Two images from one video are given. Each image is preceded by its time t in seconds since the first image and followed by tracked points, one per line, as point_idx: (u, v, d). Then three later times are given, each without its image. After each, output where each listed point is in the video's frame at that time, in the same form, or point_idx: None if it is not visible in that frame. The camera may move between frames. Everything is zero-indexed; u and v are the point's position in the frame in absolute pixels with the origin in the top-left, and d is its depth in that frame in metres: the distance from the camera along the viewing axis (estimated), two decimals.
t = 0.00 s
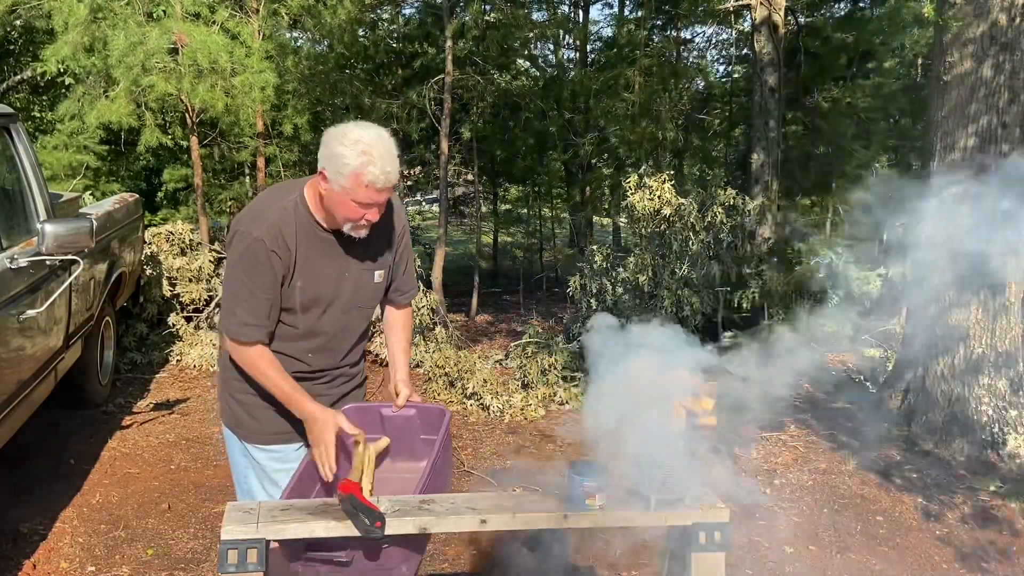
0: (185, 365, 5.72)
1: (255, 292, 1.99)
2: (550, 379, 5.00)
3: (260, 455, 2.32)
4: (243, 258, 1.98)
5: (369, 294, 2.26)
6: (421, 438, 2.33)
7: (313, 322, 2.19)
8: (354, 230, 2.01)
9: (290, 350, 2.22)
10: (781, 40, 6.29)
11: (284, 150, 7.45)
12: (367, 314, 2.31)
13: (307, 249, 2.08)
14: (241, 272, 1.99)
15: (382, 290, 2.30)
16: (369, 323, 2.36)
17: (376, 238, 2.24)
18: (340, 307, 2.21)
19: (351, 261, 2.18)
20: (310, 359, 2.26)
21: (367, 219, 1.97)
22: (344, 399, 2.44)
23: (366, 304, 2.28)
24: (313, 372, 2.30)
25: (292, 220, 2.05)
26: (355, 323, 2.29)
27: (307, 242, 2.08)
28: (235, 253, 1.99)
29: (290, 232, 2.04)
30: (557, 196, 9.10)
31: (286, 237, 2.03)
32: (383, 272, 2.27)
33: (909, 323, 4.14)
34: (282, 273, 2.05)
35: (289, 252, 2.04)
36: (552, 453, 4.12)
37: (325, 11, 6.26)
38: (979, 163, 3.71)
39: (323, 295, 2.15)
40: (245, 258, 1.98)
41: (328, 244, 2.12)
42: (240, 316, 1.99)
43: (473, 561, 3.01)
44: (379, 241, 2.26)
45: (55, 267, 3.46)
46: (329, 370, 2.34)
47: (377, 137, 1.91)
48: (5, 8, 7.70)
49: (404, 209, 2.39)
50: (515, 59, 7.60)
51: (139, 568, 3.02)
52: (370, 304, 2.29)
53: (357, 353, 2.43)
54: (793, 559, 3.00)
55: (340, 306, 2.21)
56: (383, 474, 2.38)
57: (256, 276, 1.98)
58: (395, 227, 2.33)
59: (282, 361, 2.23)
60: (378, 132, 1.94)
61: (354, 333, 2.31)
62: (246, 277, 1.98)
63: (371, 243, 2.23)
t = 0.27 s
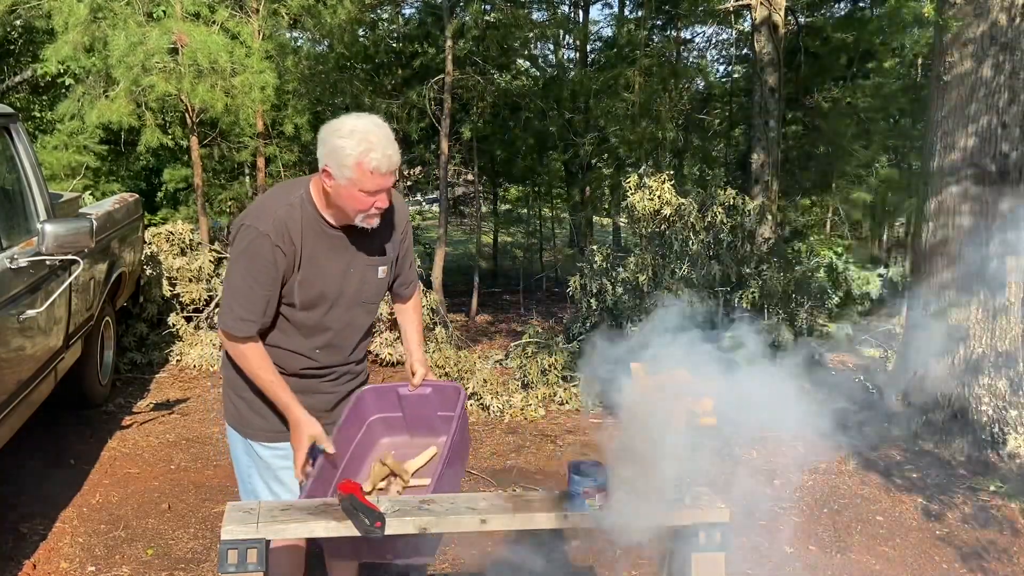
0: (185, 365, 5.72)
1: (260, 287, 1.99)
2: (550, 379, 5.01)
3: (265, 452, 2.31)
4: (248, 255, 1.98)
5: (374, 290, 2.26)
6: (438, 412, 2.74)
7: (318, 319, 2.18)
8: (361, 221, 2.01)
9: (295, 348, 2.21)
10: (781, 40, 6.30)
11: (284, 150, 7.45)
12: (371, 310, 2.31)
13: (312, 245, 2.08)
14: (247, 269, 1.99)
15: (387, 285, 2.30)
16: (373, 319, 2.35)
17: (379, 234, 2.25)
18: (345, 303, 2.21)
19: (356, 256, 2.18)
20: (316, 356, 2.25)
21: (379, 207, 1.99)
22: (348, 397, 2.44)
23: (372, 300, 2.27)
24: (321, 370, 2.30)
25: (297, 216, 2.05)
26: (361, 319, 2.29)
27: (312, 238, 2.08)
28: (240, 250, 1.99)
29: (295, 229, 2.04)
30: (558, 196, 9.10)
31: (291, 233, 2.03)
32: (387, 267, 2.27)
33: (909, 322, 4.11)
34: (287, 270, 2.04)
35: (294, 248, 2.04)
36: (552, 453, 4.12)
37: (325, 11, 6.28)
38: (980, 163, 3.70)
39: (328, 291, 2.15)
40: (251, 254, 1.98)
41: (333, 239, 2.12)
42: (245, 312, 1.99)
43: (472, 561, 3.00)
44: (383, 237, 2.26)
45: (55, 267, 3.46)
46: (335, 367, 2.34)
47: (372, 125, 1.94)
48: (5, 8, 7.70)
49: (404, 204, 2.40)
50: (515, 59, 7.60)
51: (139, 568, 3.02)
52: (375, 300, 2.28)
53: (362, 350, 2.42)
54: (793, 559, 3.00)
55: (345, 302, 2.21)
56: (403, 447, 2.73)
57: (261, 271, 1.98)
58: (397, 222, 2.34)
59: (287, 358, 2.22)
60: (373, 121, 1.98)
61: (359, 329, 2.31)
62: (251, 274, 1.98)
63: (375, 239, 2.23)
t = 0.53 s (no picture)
0: (185, 365, 5.72)
1: (256, 290, 2.00)
2: (550, 379, 5.02)
3: (264, 448, 2.31)
4: (246, 257, 1.99)
5: (372, 289, 2.26)
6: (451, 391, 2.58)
7: (317, 318, 2.19)
8: (346, 225, 2.01)
9: (295, 348, 2.21)
10: (781, 41, 6.33)
11: (284, 151, 7.46)
12: (371, 308, 2.31)
13: (309, 247, 2.08)
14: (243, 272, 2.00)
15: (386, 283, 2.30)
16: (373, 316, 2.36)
17: (376, 232, 2.25)
18: (344, 302, 2.21)
19: (354, 256, 2.19)
20: (316, 355, 2.26)
21: (359, 214, 1.98)
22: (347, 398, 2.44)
23: (371, 298, 2.28)
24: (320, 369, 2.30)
25: (293, 218, 2.05)
26: (359, 318, 2.29)
27: (308, 239, 2.08)
28: (238, 253, 2.00)
29: (290, 231, 2.04)
30: (557, 196, 9.10)
31: (287, 235, 2.03)
32: (386, 265, 2.28)
33: (909, 322, 4.08)
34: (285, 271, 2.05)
35: (290, 250, 2.04)
36: (552, 454, 4.12)
37: (325, 11, 6.28)
38: (979, 163, 3.70)
39: (326, 291, 2.16)
40: (248, 256, 1.99)
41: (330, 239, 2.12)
42: (243, 314, 2.00)
43: (471, 561, 2.98)
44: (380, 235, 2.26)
45: (55, 267, 3.46)
46: (334, 366, 2.34)
47: (357, 130, 1.93)
48: (5, 8, 7.71)
49: (402, 200, 2.41)
50: (515, 59, 7.60)
51: (139, 568, 3.01)
52: (374, 299, 2.29)
53: (362, 349, 2.42)
54: (792, 560, 3.00)
55: (344, 301, 2.21)
56: (421, 424, 2.65)
57: (258, 274, 1.99)
58: (394, 220, 2.34)
59: (287, 358, 2.22)
60: (361, 127, 1.96)
61: (359, 327, 2.31)
62: (248, 277, 1.99)
63: (372, 238, 2.23)
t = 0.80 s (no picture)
0: (185, 365, 5.72)
1: (229, 286, 2.03)
2: (550, 379, 5.02)
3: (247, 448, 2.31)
4: (219, 252, 2.01)
5: (356, 287, 2.26)
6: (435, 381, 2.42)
7: (297, 315, 2.21)
8: (313, 221, 2.04)
9: (275, 343, 2.24)
10: (781, 41, 6.34)
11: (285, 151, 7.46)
12: (355, 307, 2.31)
13: (285, 244, 2.10)
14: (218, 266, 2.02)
15: (370, 282, 2.29)
16: (359, 314, 2.36)
17: (361, 231, 2.24)
18: (325, 300, 2.22)
19: (335, 254, 2.19)
20: (297, 352, 2.28)
21: (322, 213, 2.01)
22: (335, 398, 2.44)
23: (354, 297, 2.28)
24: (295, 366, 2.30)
25: (270, 216, 2.08)
26: (342, 317, 2.30)
27: (284, 236, 2.09)
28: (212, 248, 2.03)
29: (266, 229, 2.06)
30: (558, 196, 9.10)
31: (262, 232, 2.05)
32: (370, 264, 2.27)
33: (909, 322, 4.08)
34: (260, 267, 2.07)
35: (265, 247, 2.06)
36: (552, 454, 4.12)
37: (325, 11, 6.29)
38: (979, 162, 3.69)
39: (304, 289, 2.17)
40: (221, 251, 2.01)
41: (308, 237, 2.13)
42: (216, 308, 2.03)
43: (471, 561, 2.98)
44: (365, 233, 2.25)
45: (55, 268, 3.46)
46: (318, 365, 2.35)
47: (324, 128, 1.96)
48: (5, 8, 7.70)
49: (393, 199, 2.39)
50: (515, 60, 7.58)
51: (139, 568, 3.01)
52: (357, 297, 2.28)
53: (350, 347, 2.42)
54: (792, 559, 3.01)
55: (325, 299, 2.22)
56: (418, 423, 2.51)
57: (231, 270, 2.02)
58: (382, 218, 2.32)
59: (268, 353, 2.25)
60: (331, 126, 1.99)
61: (342, 325, 2.32)
62: (221, 273, 2.02)
63: (356, 236, 2.23)
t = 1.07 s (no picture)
0: (185, 365, 5.72)
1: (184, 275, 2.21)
2: (550, 379, 5.02)
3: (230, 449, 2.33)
4: (177, 241, 2.18)
5: (317, 285, 2.34)
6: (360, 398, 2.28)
7: (256, 308, 2.34)
8: (271, 214, 2.14)
9: (237, 335, 2.38)
10: (781, 41, 6.35)
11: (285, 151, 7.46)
12: (318, 305, 2.38)
13: (242, 240, 2.24)
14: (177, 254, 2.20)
15: (332, 281, 2.36)
16: (326, 314, 2.43)
17: (322, 231, 2.31)
18: (284, 296, 2.33)
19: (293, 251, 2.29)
20: (260, 344, 2.39)
21: (281, 204, 2.10)
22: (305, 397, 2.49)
23: (315, 295, 2.35)
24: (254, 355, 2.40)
25: (230, 210, 2.21)
26: (304, 313, 2.38)
27: (240, 232, 2.23)
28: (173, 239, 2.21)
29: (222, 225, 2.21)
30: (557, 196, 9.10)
31: (216, 227, 2.20)
32: (331, 264, 2.33)
33: (909, 323, 4.04)
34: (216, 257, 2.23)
35: (218, 242, 2.22)
36: (552, 454, 4.12)
37: (325, 11, 6.34)
38: (979, 162, 3.68)
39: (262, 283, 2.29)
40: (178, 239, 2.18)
41: (266, 232, 2.25)
42: (172, 292, 2.22)
43: (471, 561, 2.97)
44: (328, 234, 2.32)
45: (55, 267, 3.46)
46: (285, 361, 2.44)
47: (280, 122, 2.06)
48: (6, 8, 7.71)
49: (365, 202, 2.43)
50: (515, 59, 7.58)
51: (139, 568, 3.01)
52: (318, 295, 2.36)
53: (322, 347, 2.49)
54: (793, 559, 3.00)
55: (283, 293, 2.32)
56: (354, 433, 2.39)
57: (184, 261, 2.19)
58: (349, 220, 2.37)
59: (234, 342, 2.39)
60: (287, 120, 2.09)
61: (307, 322, 2.40)
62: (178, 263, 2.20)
63: (316, 237, 2.30)
